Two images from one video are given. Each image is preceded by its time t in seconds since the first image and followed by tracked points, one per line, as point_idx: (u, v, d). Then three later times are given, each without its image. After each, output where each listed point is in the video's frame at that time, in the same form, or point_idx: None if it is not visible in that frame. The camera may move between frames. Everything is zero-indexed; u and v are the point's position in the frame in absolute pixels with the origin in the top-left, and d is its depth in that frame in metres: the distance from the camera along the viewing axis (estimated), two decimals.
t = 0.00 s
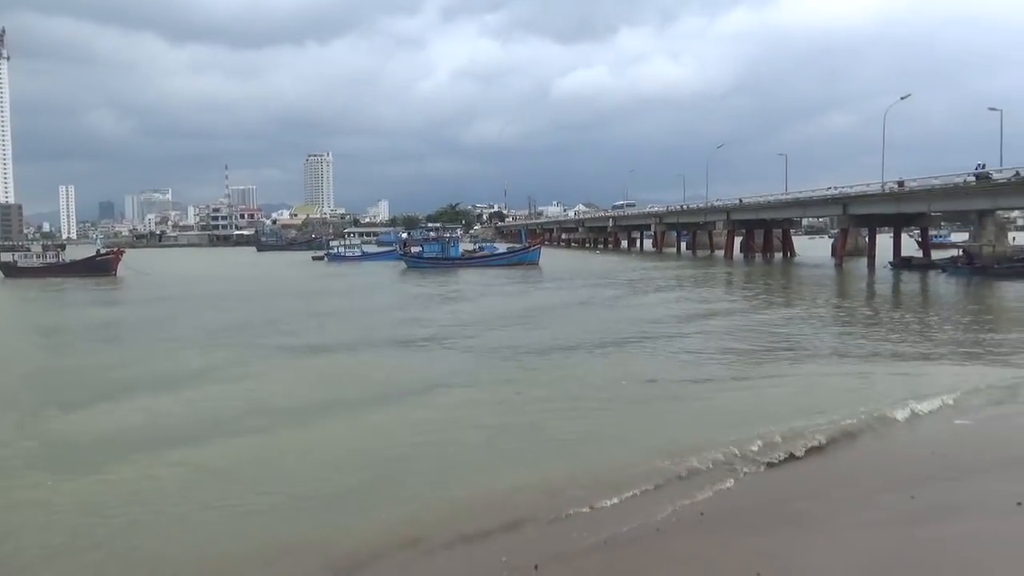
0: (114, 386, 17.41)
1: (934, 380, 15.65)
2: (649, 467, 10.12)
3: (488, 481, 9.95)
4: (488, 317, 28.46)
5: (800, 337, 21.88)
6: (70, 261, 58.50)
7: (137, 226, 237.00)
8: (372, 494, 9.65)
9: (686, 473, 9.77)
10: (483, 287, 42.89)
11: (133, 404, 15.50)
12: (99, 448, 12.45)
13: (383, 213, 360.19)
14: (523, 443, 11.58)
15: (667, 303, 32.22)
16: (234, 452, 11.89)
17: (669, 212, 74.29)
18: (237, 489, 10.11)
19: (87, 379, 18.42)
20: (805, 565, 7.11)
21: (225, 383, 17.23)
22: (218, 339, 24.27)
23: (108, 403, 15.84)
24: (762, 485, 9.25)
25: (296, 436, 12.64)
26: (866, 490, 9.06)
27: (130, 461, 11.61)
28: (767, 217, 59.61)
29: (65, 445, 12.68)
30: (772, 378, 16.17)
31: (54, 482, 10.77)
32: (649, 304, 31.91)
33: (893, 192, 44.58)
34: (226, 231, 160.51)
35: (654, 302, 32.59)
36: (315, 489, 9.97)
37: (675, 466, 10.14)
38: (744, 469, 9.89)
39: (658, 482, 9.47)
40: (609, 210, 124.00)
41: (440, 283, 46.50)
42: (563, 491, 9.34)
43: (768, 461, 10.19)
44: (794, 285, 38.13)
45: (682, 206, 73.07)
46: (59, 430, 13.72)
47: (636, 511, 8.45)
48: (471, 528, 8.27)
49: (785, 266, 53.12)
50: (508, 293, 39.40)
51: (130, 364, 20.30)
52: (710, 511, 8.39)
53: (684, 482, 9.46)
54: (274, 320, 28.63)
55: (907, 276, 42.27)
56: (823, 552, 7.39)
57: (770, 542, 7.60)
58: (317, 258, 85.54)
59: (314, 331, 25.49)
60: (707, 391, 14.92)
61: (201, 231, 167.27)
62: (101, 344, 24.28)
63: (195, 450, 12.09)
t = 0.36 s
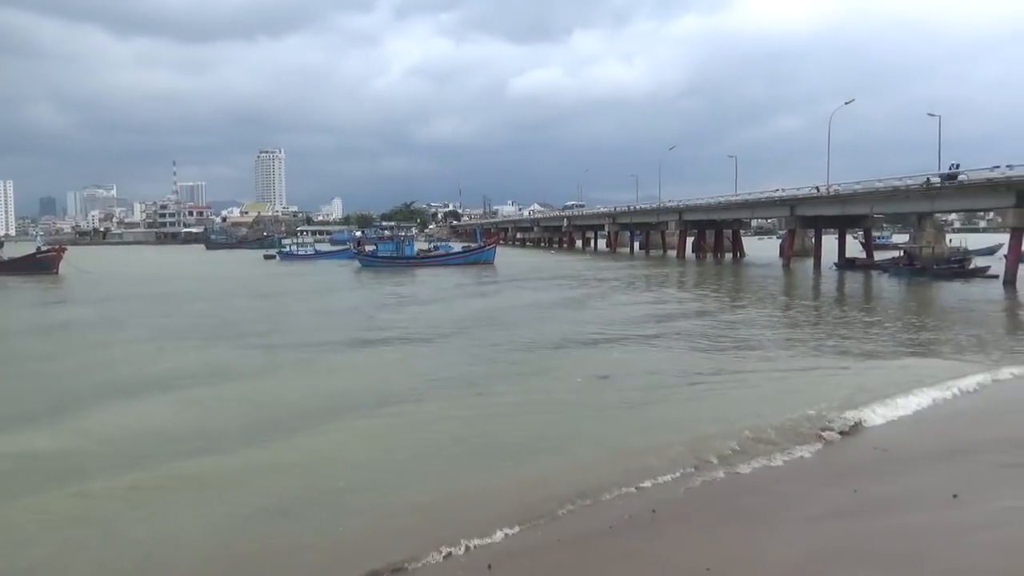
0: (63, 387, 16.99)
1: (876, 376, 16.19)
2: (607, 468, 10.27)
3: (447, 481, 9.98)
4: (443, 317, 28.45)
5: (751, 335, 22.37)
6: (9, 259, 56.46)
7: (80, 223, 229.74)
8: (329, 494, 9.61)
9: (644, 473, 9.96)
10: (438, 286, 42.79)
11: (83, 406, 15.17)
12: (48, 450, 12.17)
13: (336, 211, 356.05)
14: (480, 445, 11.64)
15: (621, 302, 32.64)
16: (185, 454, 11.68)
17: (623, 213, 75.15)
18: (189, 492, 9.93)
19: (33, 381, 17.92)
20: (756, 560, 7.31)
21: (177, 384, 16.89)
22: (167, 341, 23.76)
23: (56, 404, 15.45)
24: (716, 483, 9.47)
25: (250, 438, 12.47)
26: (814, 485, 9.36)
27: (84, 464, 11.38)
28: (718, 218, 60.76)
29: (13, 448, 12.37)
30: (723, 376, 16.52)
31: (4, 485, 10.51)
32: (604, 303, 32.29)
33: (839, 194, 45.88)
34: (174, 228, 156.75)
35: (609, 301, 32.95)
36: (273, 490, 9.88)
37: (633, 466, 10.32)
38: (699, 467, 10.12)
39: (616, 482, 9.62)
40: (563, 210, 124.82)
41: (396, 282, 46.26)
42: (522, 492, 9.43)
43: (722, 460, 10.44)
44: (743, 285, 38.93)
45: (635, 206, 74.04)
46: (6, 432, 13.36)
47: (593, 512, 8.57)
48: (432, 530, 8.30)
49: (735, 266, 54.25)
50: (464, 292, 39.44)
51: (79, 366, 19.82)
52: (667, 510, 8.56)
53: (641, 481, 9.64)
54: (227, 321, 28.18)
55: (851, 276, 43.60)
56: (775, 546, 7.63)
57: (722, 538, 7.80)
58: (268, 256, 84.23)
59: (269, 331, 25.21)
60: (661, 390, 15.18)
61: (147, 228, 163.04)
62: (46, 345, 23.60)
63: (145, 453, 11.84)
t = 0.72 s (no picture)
0: (26, 395, 16.69)
1: (843, 379, 16.53)
2: (578, 470, 10.38)
3: (421, 485, 10.00)
4: (414, 321, 28.43)
5: (721, 338, 22.69)
6: None
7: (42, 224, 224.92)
8: (303, 501, 9.57)
9: (616, 476, 10.08)
10: (410, 289, 42.69)
11: (47, 414, 14.94)
12: (12, 461, 12.00)
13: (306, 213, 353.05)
14: (453, 448, 11.68)
15: (592, 305, 32.86)
16: (155, 462, 11.55)
17: (595, 216, 75.57)
18: (161, 501, 9.83)
19: None
20: (726, 559, 7.44)
21: (145, 391, 16.71)
22: (134, 346, 23.42)
23: (19, 412, 15.19)
24: (687, 485, 9.62)
25: (221, 445, 12.37)
26: (783, 485, 9.55)
27: (50, 473, 11.24)
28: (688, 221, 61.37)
29: None
30: (693, 378, 16.74)
31: None
32: (575, 306, 32.46)
33: (805, 199, 46.69)
34: (140, 230, 154.22)
35: (580, 304, 33.15)
36: (246, 497, 9.82)
37: (604, 468, 10.43)
38: (670, 470, 10.26)
39: (589, 485, 9.72)
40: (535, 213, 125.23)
41: (367, 285, 46.01)
42: (496, 495, 9.48)
43: (693, 462, 10.59)
44: (713, 288, 39.43)
45: (606, 210, 74.48)
46: None
47: (566, 515, 8.65)
48: (407, 535, 8.31)
49: (704, 270, 54.78)
50: (436, 295, 39.35)
51: (43, 372, 19.47)
52: (639, 512, 8.67)
53: (614, 484, 9.75)
54: (195, 326, 27.82)
55: (817, 280, 44.32)
56: (746, 546, 7.77)
57: (694, 538, 7.92)
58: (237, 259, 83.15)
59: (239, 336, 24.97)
60: (633, 393, 15.34)
61: (112, 230, 160.15)
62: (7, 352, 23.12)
63: (113, 461, 11.68)
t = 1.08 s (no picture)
0: None
1: (817, 377, 16.77)
2: (554, 471, 10.44)
3: (396, 487, 9.98)
4: (391, 322, 28.34)
5: (698, 338, 22.88)
6: None
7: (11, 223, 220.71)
8: (280, 504, 9.53)
9: (593, 477, 10.13)
10: (388, 290, 42.58)
11: (18, 419, 14.71)
12: None
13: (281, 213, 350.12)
14: (430, 450, 11.67)
15: (570, 305, 32.97)
16: (129, 467, 11.43)
17: (572, 216, 75.81)
18: (133, 506, 9.74)
19: None
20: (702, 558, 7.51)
21: (119, 395, 16.51)
22: (108, 349, 23.11)
23: None
24: (663, 485, 9.71)
25: (196, 449, 12.26)
26: (758, 484, 9.67)
27: (22, 480, 11.09)
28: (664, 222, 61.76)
29: None
30: (669, 378, 16.90)
31: None
32: (552, 307, 32.56)
33: (780, 200, 47.24)
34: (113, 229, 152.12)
35: (558, 304, 33.27)
36: (220, 503, 9.75)
37: (582, 469, 10.49)
38: (647, 471, 10.34)
39: (566, 486, 9.77)
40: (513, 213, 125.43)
41: (343, 286, 45.73)
42: (474, 496, 9.49)
43: (668, 462, 10.70)
44: (689, 288, 39.81)
45: (584, 210, 74.73)
46: None
47: (544, 517, 8.69)
48: (384, 537, 8.30)
49: (680, 270, 55.15)
50: (413, 295, 39.22)
51: (13, 377, 19.14)
52: (617, 513, 8.76)
53: (591, 484, 9.81)
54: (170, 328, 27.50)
55: (791, 280, 44.85)
56: (721, 544, 7.86)
57: (670, 538, 8.00)
58: (212, 259, 82.22)
59: (215, 338, 24.74)
60: (610, 393, 15.44)
61: (83, 229, 157.60)
62: None
63: (86, 467, 11.56)
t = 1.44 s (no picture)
0: None
1: (786, 373, 17.06)
2: (528, 467, 10.50)
3: (372, 484, 9.99)
4: (365, 318, 28.22)
5: (670, 334, 23.12)
6: None
7: None
8: (255, 502, 9.51)
9: (567, 472, 10.25)
10: (361, 287, 42.36)
11: None
12: None
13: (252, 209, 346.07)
14: (405, 446, 11.70)
15: (544, 302, 33.08)
16: (98, 465, 11.30)
17: (546, 213, 75.99)
18: (104, 504, 9.65)
19: None
20: (676, 551, 7.65)
21: (89, 394, 16.25)
22: (76, 347, 22.71)
23: None
24: (636, 481, 9.85)
25: (167, 447, 12.15)
26: (729, 478, 9.85)
27: None
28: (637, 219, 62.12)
29: None
30: (641, 374, 17.07)
31: None
32: (526, 303, 32.64)
33: (751, 198, 47.82)
34: (80, 225, 149.36)
35: (532, 302, 33.36)
36: (196, 501, 9.65)
37: (557, 465, 10.59)
38: (620, 466, 10.47)
39: (540, 482, 9.87)
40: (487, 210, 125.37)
41: (316, 282, 45.36)
42: (450, 492, 9.55)
43: (642, 457, 10.84)
44: (662, 285, 40.18)
45: (557, 207, 74.93)
46: None
47: (519, 513, 8.78)
48: (362, 534, 8.34)
49: (653, 267, 55.56)
50: (387, 292, 39.03)
51: None
52: (591, 509, 8.88)
53: (565, 480, 9.93)
54: (139, 326, 27.07)
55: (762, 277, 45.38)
56: (694, 538, 8.00)
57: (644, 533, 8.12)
58: (181, 256, 81.06)
59: (187, 336, 24.42)
60: (583, 389, 15.57)
61: (48, 225, 154.44)
62: None
63: (54, 465, 11.40)
